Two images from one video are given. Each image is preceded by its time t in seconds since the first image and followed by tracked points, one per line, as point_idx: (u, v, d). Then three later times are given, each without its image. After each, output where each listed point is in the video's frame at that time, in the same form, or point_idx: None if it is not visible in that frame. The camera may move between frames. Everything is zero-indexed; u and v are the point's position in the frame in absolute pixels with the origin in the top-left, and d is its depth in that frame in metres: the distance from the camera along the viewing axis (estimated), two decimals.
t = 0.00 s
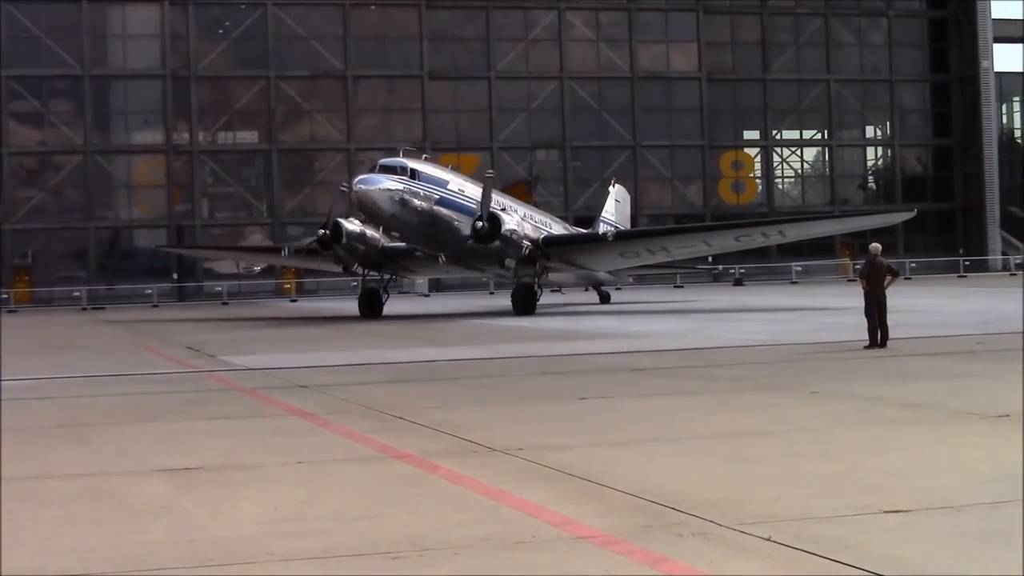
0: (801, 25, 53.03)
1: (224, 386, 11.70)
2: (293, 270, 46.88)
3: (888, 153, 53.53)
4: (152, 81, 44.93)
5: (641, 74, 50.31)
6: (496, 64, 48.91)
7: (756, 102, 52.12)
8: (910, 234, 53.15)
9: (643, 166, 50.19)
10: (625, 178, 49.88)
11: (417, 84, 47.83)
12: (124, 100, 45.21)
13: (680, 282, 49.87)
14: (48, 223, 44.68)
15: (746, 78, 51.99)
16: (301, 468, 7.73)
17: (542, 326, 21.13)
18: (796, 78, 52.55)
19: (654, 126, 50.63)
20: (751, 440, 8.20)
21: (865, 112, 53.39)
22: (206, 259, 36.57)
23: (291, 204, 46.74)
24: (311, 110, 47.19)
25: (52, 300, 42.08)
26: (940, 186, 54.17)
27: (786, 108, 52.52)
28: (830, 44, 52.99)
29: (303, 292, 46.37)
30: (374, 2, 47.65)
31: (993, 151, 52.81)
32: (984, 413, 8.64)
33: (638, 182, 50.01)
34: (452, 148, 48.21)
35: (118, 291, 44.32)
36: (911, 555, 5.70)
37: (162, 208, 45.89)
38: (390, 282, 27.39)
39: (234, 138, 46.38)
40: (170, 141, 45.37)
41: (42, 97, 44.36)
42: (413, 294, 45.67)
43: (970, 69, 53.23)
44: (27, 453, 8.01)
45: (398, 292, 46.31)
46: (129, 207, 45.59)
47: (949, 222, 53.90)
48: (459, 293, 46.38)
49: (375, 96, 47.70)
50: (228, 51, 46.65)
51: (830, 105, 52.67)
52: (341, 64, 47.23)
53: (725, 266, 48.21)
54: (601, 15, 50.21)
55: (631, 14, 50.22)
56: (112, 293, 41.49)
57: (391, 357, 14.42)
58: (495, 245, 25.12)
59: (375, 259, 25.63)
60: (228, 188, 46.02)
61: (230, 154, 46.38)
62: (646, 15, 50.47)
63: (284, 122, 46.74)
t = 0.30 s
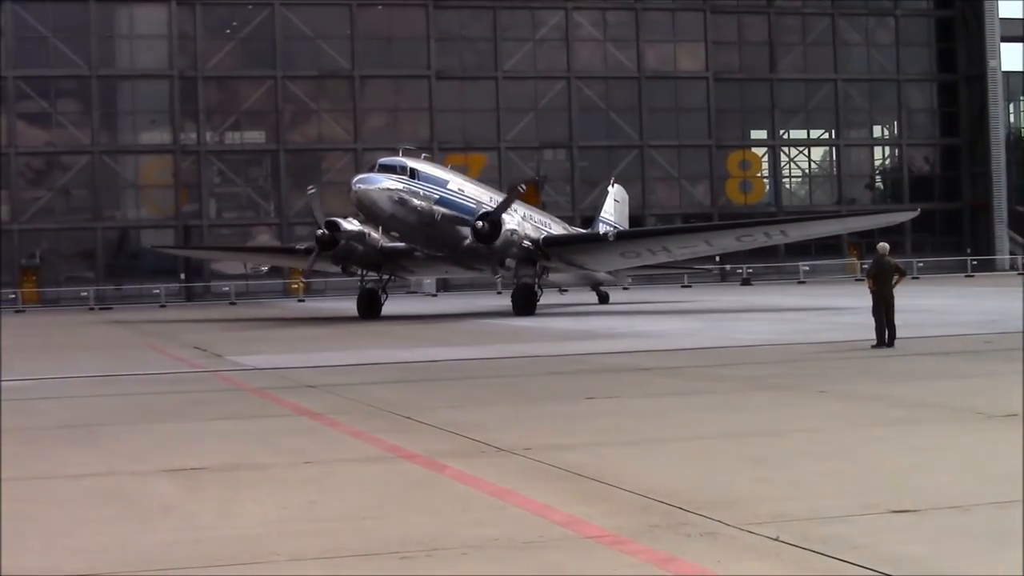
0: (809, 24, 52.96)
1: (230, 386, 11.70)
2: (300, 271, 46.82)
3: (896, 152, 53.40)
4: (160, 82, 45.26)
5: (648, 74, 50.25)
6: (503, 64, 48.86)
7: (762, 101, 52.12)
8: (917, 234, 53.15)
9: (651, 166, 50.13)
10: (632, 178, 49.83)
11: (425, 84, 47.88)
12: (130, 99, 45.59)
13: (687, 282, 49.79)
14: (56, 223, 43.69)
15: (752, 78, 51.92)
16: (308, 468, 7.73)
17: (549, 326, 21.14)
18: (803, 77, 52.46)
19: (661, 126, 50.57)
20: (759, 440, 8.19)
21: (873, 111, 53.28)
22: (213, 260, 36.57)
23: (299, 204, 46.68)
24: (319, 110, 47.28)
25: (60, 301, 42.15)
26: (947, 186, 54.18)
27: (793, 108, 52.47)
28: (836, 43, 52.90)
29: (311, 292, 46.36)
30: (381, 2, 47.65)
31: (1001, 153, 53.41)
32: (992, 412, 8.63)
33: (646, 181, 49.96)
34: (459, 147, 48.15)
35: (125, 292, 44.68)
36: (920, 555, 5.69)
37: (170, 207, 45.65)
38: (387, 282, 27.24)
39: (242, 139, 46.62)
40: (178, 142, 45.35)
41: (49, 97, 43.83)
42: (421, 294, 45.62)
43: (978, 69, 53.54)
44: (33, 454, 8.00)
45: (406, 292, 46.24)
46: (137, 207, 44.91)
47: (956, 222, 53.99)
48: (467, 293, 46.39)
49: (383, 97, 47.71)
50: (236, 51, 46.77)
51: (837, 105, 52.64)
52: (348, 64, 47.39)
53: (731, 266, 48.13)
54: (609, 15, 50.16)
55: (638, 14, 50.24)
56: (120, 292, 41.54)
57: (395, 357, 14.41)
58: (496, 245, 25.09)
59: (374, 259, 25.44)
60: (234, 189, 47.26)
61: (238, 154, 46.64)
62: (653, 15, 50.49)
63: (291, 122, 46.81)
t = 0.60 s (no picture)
0: (814, 24, 52.89)
1: (234, 385, 11.68)
2: (305, 270, 46.88)
3: (901, 153, 53.46)
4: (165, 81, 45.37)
5: (653, 74, 50.29)
6: (509, 64, 48.89)
7: (767, 101, 52.09)
8: (923, 234, 53.20)
9: (656, 166, 50.18)
10: (637, 178, 49.92)
11: (430, 84, 47.81)
12: (136, 97, 45.34)
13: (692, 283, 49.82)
14: (62, 222, 44.68)
15: (758, 78, 51.89)
16: (313, 468, 7.73)
17: (553, 326, 21.15)
18: (808, 78, 52.37)
19: (666, 126, 50.58)
20: (764, 440, 8.19)
21: (877, 113, 53.28)
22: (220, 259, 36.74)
23: (304, 203, 46.69)
24: (323, 110, 46.96)
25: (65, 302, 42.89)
26: (953, 186, 54.00)
27: (798, 108, 52.40)
28: (842, 44, 52.82)
29: (316, 291, 46.38)
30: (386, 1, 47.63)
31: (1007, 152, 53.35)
32: (996, 413, 8.64)
33: (651, 181, 50.04)
34: (464, 147, 48.18)
35: (129, 290, 44.51)
36: (924, 556, 5.69)
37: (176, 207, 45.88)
38: (384, 282, 27.36)
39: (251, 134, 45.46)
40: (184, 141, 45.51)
41: (54, 96, 44.87)
42: (426, 294, 45.59)
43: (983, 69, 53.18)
44: (37, 453, 7.98)
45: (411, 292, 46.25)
46: (140, 207, 45.70)
47: (962, 222, 53.97)
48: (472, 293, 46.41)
49: (389, 96, 47.62)
50: (242, 51, 46.63)
51: (842, 105, 52.57)
52: (353, 64, 47.21)
53: (736, 266, 48.10)
54: (614, 15, 50.14)
55: (644, 14, 50.25)
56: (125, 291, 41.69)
57: (397, 357, 14.40)
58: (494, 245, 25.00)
59: (370, 258, 25.63)
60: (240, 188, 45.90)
61: (244, 153, 46.18)
62: (658, 16, 50.53)
63: (298, 121, 46.60)
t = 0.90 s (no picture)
0: (820, 25, 52.71)
1: (240, 385, 11.70)
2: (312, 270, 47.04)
3: (907, 154, 53.37)
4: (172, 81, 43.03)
5: (659, 74, 50.16)
6: (515, 64, 48.79)
7: (773, 102, 52.04)
8: (929, 235, 53.37)
9: (662, 166, 50.22)
10: (642, 179, 50.04)
11: (436, 84, 47.86)
12: (142, 97, 42.59)
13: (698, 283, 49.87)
14: (68, 222, 44.76)
15: (765, 79, 51.77)
16: (318, 469, 7.73)
17: (557, 327, 21.14)
18: (815, 79, 52.24)
19: (672, 126, 50.56)
20: (769, 441, 8.20)
21: (884, 114, 53.25)
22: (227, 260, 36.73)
23: (310, 204, 46.57)
24: (330, 111, 47.95)
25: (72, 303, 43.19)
26: (958, 186, 54.16)
27: (804, 109, 52.36)
28: (848, 44, 52.69)
29: (322, 291, 46.49)
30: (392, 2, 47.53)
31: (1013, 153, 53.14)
32: (1002, 413, 8.65)
33: (657, 182, 50.12)
34: (471, 147, 48.24)
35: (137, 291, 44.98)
36: (931, 556, 5.69)
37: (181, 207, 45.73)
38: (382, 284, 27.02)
39: (254, 138, 46.36)
40: (189, 141, 44.11)
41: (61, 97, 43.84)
42: (432, 294, 45.77)
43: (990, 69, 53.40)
44: (41, 453, 7.99)
45: (417, 292, 46.42)
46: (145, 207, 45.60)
47: (967, 223, 54.10)
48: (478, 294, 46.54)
49: (394, 96, 47.83)
50: (247, 52, 46.37)
51: (848, 105, 52.56)
52: (359, 64, 47.30)
53: (741, 267, 48.07)
54: (620, 15, 50.07)
55: (650, 14, 50.12)
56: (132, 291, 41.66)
57: (399, 358, 14.41)
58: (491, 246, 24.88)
59: (367, 260, 25.39)
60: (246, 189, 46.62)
61: (250, 153, 46.47)
62: (665, 16, 50.38)
63: (304, 122, 47.07)
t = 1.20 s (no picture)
0: (826, 25, 52.69)
1: (246, 386, 11.74)
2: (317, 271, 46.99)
3: (912, 155, 53.32)
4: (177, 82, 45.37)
5: (664, 74, 50.20)
6: (520, 65, 48.84)
7: (779, 103, 52.08)
8: (935, 236, 53.25)
9: (667, 167, 50.23)
10: (648, 180, 49.99)
11: (442, 85, 47.75)
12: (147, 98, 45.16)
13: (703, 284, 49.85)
14: (74, 223, 44.42)
15: (769, 79, 51.82)
16: (323, 469, 7.74)
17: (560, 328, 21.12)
18: (819, 79, 52.31)
19: (677, 127, 50.51)
20: (774, 441, 8.20)
21: (889, 114, 53.14)
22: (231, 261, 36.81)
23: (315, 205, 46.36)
24: (334, 112, 46.99)
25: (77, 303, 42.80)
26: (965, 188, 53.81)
27: (809, 109, 52.33)
28: (853, 45, 52.69)
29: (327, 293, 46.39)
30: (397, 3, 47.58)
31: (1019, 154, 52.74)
32: (1007, 414, 8.63)
33: (662, 183, 50.13)
34: (476, 148, 48.23)
35: (142, 292, 44.22)
36: (937, 557, 5.68)
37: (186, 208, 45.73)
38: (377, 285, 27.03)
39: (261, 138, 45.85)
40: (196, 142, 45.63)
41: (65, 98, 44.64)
42: (437, 296, 45.78)
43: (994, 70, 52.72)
44: (48, 453, 8.02)
45: (423, 293, 46.42)
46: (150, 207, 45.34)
47: (974, 223, 53.92)
48: (484, 295, 46.55)
49: (400, 97, 47.57)
50: (252, 53, 46.57)
51: (854, 106, 52.50)
52: (364, 64, 47.23)
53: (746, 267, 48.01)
54: (625, 16, 50.12)
55: (655, 14, 50.12)
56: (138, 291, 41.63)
57: (404, 358, 14.44)
58: (489, 247, 24.88)
59: (362, 260, 25.50)
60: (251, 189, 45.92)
61: (257, 154, 46.16)
62: (669, 16, 50.37)
63: (308, 123, 46.62)
